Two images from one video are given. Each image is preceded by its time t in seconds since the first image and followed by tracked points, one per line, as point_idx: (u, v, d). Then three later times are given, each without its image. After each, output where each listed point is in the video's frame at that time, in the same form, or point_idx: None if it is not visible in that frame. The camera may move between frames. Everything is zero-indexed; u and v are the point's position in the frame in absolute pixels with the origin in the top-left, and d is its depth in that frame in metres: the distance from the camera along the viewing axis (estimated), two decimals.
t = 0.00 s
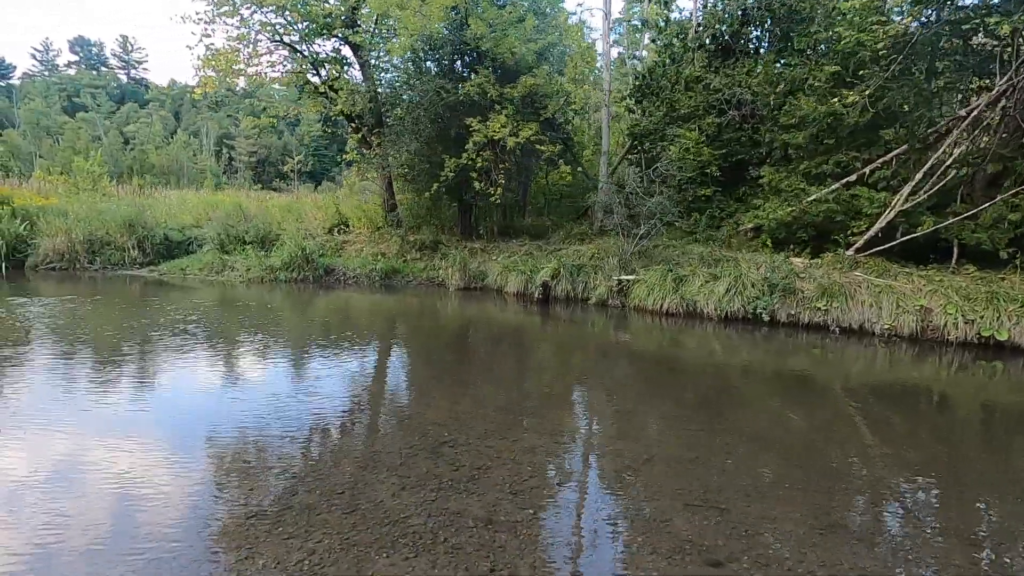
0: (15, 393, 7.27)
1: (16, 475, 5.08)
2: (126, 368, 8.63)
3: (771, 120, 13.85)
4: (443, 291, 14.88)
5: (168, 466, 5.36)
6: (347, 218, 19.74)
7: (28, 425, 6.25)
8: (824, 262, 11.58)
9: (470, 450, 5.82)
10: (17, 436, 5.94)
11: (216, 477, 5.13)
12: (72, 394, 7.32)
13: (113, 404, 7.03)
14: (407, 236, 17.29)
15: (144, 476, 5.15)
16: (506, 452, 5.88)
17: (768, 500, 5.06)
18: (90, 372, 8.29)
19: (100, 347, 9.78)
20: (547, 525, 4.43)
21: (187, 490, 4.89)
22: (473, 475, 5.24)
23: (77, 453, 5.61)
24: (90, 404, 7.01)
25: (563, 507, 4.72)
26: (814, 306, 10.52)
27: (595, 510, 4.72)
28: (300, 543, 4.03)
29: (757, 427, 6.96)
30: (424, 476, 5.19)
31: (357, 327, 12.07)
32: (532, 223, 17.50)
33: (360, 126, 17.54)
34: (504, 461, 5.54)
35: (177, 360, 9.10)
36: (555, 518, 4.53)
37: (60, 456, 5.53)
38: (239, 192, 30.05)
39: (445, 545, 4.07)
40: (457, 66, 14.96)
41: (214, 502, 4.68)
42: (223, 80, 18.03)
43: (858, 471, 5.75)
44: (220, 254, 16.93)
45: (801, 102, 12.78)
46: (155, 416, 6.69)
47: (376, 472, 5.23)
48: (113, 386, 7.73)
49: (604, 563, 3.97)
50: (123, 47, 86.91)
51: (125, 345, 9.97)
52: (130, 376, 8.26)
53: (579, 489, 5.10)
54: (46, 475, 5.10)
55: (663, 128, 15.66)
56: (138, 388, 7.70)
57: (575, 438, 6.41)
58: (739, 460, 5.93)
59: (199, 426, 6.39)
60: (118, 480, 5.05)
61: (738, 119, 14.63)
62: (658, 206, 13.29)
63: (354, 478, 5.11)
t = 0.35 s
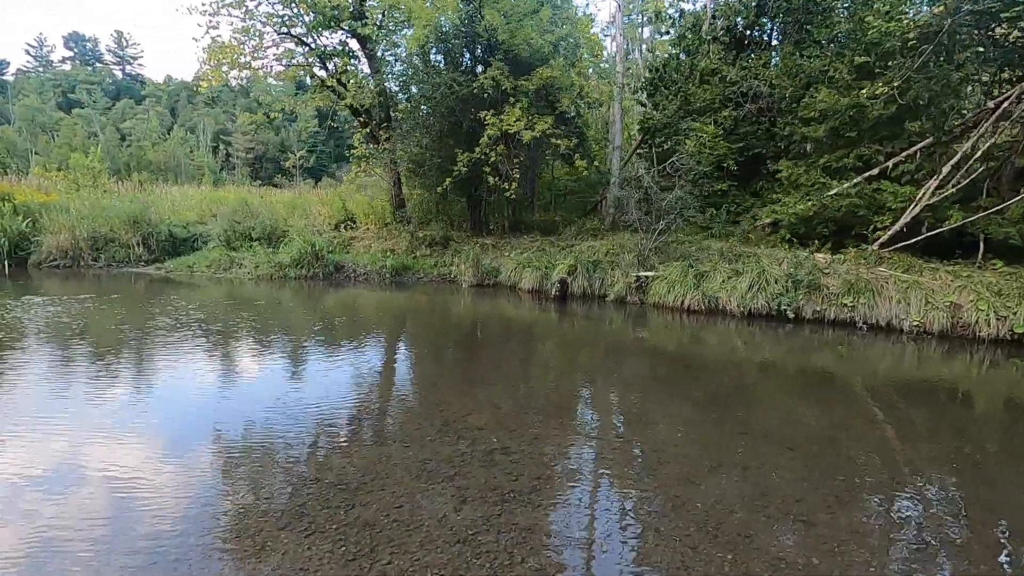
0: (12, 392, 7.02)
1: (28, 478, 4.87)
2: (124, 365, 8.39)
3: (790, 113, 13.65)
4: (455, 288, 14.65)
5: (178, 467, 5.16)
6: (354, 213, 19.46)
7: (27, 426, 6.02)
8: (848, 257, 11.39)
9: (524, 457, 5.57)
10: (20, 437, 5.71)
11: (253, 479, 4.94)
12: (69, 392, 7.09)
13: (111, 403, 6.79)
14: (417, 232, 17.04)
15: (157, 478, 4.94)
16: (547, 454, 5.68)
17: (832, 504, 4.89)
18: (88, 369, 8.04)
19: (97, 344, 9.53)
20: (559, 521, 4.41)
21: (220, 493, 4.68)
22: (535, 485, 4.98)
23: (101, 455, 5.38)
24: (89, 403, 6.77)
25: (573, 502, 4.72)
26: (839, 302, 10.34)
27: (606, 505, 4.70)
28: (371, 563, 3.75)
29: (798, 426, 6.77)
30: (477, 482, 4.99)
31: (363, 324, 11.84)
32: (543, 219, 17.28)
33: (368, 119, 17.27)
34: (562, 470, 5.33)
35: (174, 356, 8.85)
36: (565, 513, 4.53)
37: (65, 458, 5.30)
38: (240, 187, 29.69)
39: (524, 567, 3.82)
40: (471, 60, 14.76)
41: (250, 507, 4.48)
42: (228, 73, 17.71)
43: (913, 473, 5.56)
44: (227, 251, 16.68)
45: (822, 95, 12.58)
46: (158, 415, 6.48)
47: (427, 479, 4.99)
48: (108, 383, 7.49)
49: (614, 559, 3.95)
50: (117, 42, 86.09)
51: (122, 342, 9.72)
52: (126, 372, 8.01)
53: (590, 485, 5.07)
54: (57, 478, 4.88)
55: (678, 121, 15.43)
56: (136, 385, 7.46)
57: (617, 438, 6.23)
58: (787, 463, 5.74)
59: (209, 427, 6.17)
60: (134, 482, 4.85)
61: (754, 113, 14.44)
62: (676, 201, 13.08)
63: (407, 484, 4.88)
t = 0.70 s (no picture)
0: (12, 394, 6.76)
1: (59, 488, 4.64)
2: (126, 366, 8.12)
3: (817, 107, 13.37)
4: (473, 287, 14.39)
5: (201, 476, 4.91)
6: (366, 211, 19.20)
7: (30, 430, 5.76)
8: (881, 255, 11.09)
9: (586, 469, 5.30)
10: (27, 444, 5.45)
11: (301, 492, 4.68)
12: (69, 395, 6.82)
13: (114, 405, 6.56)
14: (433, 230, 16.78)
15: (182, 488, 4.70)
16: (595, 464, 5.42)
17: (910, 516, 4.62)
18: (90, 371, 7.79)
19: (96, 345, 9.26)
20: (573, 523, 4.35)
21: (272, 508, 4.42)
22: (600, 499, 4.71)
23: (133, 463, 5.14)
24: (91, 406, 6.52)
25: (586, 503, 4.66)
26: (875, 302, 10.06)
27: (619, 506, 4.64)
28: None
29: (855, 430, 6.49)
30: (542, 498, 4.71)
31: (381, 324, 11.58)
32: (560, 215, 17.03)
33: (383, 116, 17.03)
34: (626, 482, 5.05)
35: (173, 357, 8.58)
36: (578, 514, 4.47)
37: (92, 466, 5.06)
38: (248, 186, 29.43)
39: None
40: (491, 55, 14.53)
41: (298, 520, 4.24)
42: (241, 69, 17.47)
43: (985, 481, 5.29)
44: (239, 251, 16.44)
45: (850, 90, 12.30)
46: (164, 418, 6.24)
47: (491, 496, 4.71)
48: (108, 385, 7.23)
49: (629, 560, 3.91)
50: (120, 40, 85.94)
51: (123, 342, 9.47)
52: (126, 374, 7.75)
53: (605, 486, 4.98)
54: (87, 488, 4.66)
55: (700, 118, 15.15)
56: (138, 386, 7.21)
57: (672, 444, 5.96)
58: (849, 469, 5.48)
59: (241, 433, 5.91)
60: (169, 492, 4.61)
61: (778, 108, 14.17)
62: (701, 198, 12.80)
63: (470, 502, 4.60)
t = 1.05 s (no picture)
0: (26, 395, 6.55)
1: (108, 489, 4.50)
2: (134, 366, 7.91)
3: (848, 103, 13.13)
4: (496, 286, 14.21)
5: (252, 477, 4.76)
6: (383, 209, 19.03)
7: (48, 432, 5.57)
8: (919, 254, 10.84)
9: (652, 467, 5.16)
10: (51, 445, 5.26)
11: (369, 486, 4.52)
12: (77, 394, 6.63)
13: (117, 405, 6.34)
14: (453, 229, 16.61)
15: (234, 489, 4.55)
16: (653, 466, 5.24)
17: (993, 523, 4.42)
18: (105, 371, 7.59)
19: (108, 344, 9.05)
20: (591, 520, 4.24)
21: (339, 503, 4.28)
22: (666, 504, 4.52)
23: (179, 464, 4.99)
24: (100, 406, 6.30)
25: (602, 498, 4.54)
26: (916, 303, 9.82)
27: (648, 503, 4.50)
28: None
29: (914, 433, 6.29)
30: (612, 501, 4.52)
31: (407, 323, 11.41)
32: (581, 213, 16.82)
33: (403, 114, 16.88)
34: (690, 486, 4.86)
35: (203, 357, 8.44)
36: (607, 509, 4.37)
37: (138, 465, 4.92)
38: (260, 185, 29.27)
39: None
40: (514, 51, 14.39)
41: (359, 523, 4.08)
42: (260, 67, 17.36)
43: None
44: (259, 250, 16.33)
45: (884, 85, 12.06)
46: (184, 417, 6.06)
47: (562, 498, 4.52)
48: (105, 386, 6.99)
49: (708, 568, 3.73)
50: (127, 39, 86.10)
51: (130, 341, 9.26)
52: (127, 374, 7.51)
53: (640, 485, 4.82)
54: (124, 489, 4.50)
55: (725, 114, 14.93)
56: (152, 386, 7.02)
57: (731, 445, 5.79)
58: (918, 473, 5.27)
59: (283, 434, 5.75)
60: (220, 494, 4.46)
61: (806, 104, 13.97)
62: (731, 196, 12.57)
63: (542, 502, 4.41)
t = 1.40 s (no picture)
0: (54, 391, 6.38)
1: (148, 486, 4.29)
2: (156, 364, 7.69)
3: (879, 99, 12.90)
4: (518, 285, 14.01)
5: (297, 473, 4.54)
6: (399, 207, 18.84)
7: (77, 430, 5.35)
8: (957, 254, 10.57)
9: (720, 468, 4.91)
10: (87, 444, 5.05)
11: (430, 484, 4.28)
12: (102, 392, 6.41)
13: (138, 404, 6.10)
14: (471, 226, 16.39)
15: (280, 486, 4.32)
16: (713, 463, 4.99)
17: None
18: (131, 368, 7.41)
19: (130, 341, 8.89)
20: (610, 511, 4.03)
21: (403, 500, 4.03)
22: (738, 501, 4.27)
23: (219, 460, 4.77)
24: (131, 403, 6.12)
25: (636, 492, 4.36)
26: (957, 304, 9.55)
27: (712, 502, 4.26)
28: None
29: (974, 435, 6.04)
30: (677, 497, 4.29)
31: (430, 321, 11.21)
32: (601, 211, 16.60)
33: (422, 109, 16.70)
34: (756, 482, 4.62)
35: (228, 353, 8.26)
36: (668, 506, 4.15)
37: (176, 461, 4.70)
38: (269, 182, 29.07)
39: None
40: (536, 46, 14.17)
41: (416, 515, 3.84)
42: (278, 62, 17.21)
43: None
44: (275, 248, 16.17)
45: (918, 81, 11.81)
46: (217, 412, 5.87)
47: (634, 500, 4.27)
48: (124, 384, 6.76)
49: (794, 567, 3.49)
50: (134, 37, 86.14)
51: (154, 338, 9.09)
52: (144, 372, 7.27)
53: (703, 483, 4.58)
54: (170, 488, 4.29)
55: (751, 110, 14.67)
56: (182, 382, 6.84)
57: (790, 445, 5.56)
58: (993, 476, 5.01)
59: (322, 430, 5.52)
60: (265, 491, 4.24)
61: (835, 100, 13.71)
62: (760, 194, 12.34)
63: (616, 501, 4.18)
